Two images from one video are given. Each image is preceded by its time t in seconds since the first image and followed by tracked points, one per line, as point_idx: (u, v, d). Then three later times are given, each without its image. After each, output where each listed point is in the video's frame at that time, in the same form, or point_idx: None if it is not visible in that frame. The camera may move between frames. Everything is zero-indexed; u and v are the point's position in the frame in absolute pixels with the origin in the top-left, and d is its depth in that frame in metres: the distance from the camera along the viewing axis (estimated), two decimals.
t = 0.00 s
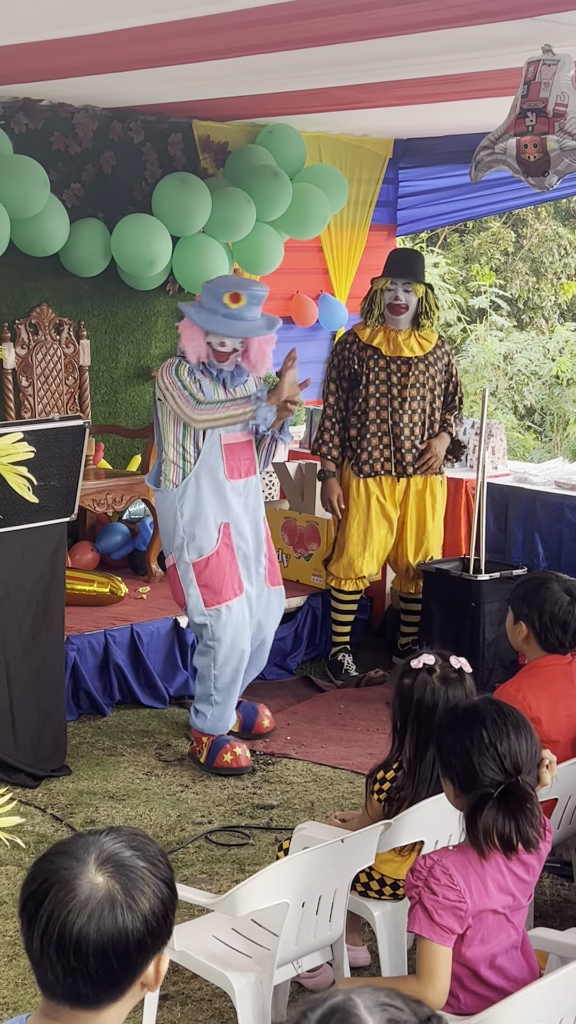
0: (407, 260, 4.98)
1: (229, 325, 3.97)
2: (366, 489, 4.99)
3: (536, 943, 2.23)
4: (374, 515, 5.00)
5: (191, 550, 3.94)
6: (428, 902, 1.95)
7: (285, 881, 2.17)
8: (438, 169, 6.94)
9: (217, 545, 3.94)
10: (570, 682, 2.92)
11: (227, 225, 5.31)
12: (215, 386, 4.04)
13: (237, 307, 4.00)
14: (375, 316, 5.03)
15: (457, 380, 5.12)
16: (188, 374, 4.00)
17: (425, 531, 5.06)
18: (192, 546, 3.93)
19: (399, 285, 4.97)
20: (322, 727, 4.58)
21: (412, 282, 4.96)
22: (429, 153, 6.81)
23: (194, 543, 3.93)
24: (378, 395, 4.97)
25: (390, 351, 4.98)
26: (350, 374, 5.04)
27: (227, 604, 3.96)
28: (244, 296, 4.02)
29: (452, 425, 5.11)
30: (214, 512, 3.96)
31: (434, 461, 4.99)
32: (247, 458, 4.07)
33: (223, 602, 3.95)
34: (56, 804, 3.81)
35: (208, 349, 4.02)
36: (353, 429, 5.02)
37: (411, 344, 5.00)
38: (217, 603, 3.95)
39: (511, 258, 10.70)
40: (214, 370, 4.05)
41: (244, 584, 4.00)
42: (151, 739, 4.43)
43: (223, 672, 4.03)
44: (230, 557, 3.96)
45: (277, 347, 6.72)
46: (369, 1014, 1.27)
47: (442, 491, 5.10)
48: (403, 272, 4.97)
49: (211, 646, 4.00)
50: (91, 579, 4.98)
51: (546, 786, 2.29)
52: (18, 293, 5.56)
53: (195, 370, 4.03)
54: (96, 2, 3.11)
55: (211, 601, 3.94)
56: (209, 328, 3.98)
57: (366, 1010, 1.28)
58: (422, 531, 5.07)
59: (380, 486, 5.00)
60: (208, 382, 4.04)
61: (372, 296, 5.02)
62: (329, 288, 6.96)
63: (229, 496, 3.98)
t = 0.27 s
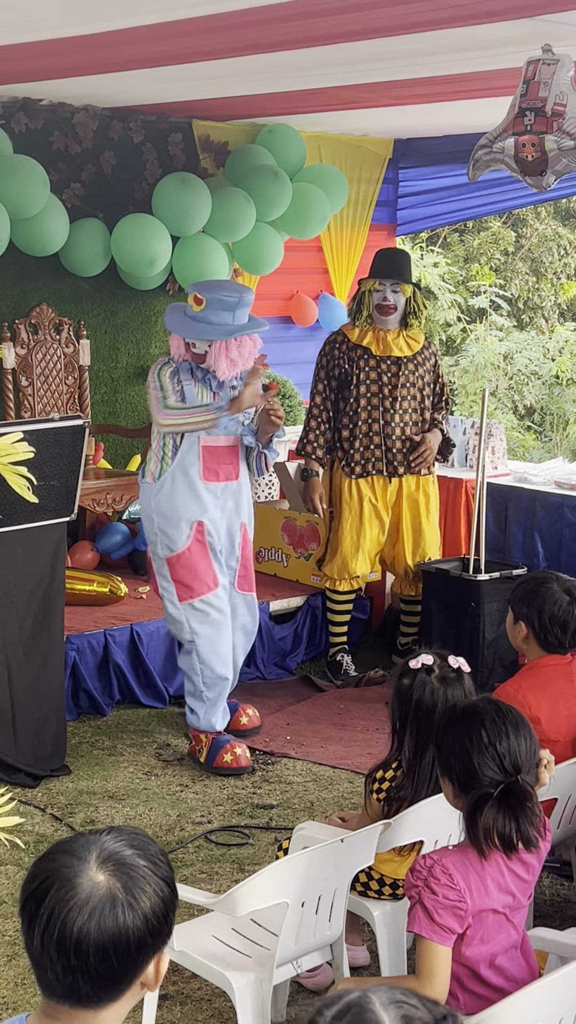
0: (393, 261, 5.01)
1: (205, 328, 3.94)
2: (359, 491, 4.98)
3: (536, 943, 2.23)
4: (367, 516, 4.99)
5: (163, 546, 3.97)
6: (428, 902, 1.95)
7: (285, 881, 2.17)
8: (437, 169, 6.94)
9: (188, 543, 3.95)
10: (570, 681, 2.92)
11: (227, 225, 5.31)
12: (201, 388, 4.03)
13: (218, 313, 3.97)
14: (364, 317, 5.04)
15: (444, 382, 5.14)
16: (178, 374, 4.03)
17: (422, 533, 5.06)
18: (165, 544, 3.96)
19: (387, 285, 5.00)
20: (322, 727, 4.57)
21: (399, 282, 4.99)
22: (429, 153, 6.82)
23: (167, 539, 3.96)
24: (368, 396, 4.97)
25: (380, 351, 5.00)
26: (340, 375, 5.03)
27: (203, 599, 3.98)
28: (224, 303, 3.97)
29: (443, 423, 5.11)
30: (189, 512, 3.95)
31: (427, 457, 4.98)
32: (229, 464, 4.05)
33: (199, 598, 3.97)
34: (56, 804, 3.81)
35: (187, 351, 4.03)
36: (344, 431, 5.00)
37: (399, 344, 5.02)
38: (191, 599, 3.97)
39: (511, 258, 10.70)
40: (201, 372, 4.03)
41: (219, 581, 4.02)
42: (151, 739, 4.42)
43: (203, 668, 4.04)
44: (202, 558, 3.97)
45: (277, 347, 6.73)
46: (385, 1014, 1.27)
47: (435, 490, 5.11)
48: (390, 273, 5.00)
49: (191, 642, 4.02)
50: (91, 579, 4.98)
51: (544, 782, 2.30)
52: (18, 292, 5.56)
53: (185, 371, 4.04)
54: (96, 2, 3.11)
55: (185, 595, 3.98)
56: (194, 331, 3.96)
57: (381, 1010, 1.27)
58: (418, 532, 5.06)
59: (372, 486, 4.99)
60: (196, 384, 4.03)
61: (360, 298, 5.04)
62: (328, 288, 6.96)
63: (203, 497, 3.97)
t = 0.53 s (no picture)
0: (384, 260, 5.00)
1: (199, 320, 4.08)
2: (352, 492, 4.99)
3: (536, 943, 2.23)
4: (360, 516, 4.99)
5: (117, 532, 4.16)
6: (428, 902, 1.95)
7: (285, 881, 2.17)
8: (436, 169, 6.94)
9: (137, 529, 4.13)
10: (569, 681, 2.92)
11: (226, 225, 5.31)
12: (177, 381, 4.21)
13: (208, 309, 4.10)
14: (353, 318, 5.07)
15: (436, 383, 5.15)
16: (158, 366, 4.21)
17: (419, 533, 5.04)
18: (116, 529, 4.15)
19: (374, 287, 5.01)
20: (322, 727, 4.57)
21: (386, 284, 4.99)
22: (428, 153, 6.83)
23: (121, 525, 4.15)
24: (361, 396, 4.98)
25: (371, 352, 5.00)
26: (332, 376, 5.03)
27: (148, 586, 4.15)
28: (215, 300, 4.11)
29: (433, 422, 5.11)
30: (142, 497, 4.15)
31: (418, 455, 4.98)
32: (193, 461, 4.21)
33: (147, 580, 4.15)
34: (56, 804, 3.81)
35: (178, 346, 4.17)
36: (336, 431, 5.00)
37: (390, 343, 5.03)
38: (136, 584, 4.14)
39: (511, 257, 10.70)
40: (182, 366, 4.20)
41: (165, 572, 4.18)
42: (151, 739, 4.42)
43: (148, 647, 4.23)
44: (151, 543, 4.14)
45: (277, 347, 6.74)
46: (397, 1015, 1.27)
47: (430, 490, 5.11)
48: (378, 274, 4.99)
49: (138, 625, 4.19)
50: (91, 579, 4.98)
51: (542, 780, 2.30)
52: (18, 292, 5.56)
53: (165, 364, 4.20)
54: (95, 2, 3.11)
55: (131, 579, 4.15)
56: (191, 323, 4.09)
57: (395, 1011, 1.28)
58: (416, 534, 5.05)
59: (365, 487, 4.99)
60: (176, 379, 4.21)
61: (348, 301, 5.06)
62: (328, 288, 6.96)
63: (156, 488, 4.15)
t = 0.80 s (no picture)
0: (378, 260, 4.99)
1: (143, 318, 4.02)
2: (351, 491, 4.99)
3: (535, 943, 2.23)
4: (359, 513, 4.99)
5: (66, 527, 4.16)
6: (429, 902, 1.95)
7: (284, 880, 2.17)
8: (435, 169, 6.95)
9: (82, 527, 4.13)
10: (569, 680, 2.92)
11: (226, 225, 5.32)
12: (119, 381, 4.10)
13: (149, 307, 4.02)
14: (349, 317, 5.06)
15: (438, 380, 5.12)
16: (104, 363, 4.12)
17: (411, 533, 5.06)
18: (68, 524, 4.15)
19: (368, 288, 4.99)
20: (322, 727, 4.57)
21: (380, 283, 4.98)
22: (427, 152, 6.85)
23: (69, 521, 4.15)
24: (359, 395, 4.98)
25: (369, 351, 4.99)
26: (328, 375, 5.03)
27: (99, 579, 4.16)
28: (156, 295, 4.03)
29: (434, 419, 5.10)
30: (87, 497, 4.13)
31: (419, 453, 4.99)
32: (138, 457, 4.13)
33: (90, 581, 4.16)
34: (56, 804, 3.81)
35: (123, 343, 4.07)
36: (332, 429, 5.01)
37: (388, 341, 5.01)
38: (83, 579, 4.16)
39: (511, 257, 10.70)
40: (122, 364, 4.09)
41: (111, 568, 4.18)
42: (151, 739, 4.42)
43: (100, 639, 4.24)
44: (95, 543, 4.14)
45: (277, 347, 6.74)
46: (406, 1014, 1.27)
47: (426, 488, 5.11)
48: (372, 274, 4.98)
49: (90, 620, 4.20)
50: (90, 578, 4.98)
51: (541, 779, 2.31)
52: (18, 292, 5.56)
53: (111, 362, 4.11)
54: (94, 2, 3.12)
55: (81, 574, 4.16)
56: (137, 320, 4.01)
57: (403, 1011, 1.27)
58: (408, 533, 5.07)
59: (364, 485, 4.99)
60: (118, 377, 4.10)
61: (344, 301, 5.06)
62: (328, 288, 6.95)
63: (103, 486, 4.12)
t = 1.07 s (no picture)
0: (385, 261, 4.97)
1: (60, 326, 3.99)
2: (350, 488, 5.00)
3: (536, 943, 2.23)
4: (358, 510, 5.00)
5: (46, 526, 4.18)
6: (435, 902, 1.95)
7: (285, 880, 2.17)
8: (434, 169, 6.95)
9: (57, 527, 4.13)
10: (569, 680, 2.92)
11: (226, 224, 5.32)
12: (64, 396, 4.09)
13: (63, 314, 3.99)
14: (356, 314, 5.08)
15: (444, 380, 5.07)
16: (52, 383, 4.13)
17: (410, 533, 5.05)
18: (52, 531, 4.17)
19: (374, 288, 4.98)
20: (322, 727, 4.57)
21: (386, 283, 4.96)
22: (428, 152, 6.87)
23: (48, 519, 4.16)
24: (359, 393, 4.99)
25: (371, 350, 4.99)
26: (330, 374, 5.06)
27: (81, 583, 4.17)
28: (65, 301, 3.99)
29: (437, 420, 5.05)
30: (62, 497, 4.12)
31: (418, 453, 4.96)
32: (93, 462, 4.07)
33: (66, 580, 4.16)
34: (55, 803, 3.80)
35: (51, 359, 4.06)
36: (332, 428, 5.04)
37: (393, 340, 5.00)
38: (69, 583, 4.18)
39: (511, 257, 10.69)
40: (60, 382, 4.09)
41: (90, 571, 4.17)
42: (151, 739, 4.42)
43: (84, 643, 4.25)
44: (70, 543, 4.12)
45: (277, 347, 6.74)
46: (414, 1014, 1.27)
47: (428, 489, 5.08)
48: (378, 273, 4.96)
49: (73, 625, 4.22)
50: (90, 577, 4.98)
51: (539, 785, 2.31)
52: (17, 291, 5.56)
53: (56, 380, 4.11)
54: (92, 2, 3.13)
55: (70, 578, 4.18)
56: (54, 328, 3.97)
57: (411, 1010, 1.27)
58: (407, 533, 5.06)
59: (363, 484, 5.00)
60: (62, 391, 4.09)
61: (351, 300, 5.08)
62: (328, 287, 6.95)
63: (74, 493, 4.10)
